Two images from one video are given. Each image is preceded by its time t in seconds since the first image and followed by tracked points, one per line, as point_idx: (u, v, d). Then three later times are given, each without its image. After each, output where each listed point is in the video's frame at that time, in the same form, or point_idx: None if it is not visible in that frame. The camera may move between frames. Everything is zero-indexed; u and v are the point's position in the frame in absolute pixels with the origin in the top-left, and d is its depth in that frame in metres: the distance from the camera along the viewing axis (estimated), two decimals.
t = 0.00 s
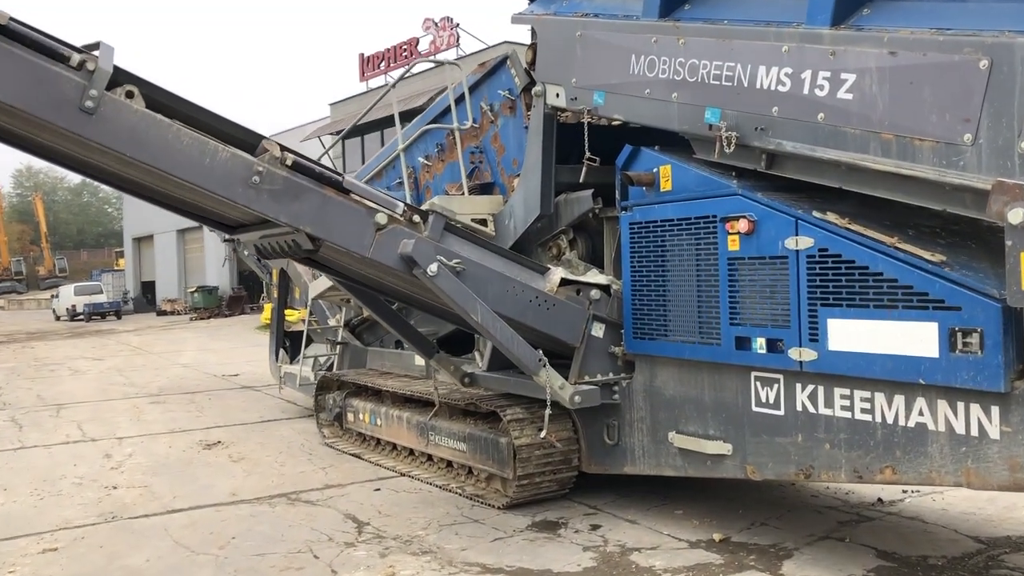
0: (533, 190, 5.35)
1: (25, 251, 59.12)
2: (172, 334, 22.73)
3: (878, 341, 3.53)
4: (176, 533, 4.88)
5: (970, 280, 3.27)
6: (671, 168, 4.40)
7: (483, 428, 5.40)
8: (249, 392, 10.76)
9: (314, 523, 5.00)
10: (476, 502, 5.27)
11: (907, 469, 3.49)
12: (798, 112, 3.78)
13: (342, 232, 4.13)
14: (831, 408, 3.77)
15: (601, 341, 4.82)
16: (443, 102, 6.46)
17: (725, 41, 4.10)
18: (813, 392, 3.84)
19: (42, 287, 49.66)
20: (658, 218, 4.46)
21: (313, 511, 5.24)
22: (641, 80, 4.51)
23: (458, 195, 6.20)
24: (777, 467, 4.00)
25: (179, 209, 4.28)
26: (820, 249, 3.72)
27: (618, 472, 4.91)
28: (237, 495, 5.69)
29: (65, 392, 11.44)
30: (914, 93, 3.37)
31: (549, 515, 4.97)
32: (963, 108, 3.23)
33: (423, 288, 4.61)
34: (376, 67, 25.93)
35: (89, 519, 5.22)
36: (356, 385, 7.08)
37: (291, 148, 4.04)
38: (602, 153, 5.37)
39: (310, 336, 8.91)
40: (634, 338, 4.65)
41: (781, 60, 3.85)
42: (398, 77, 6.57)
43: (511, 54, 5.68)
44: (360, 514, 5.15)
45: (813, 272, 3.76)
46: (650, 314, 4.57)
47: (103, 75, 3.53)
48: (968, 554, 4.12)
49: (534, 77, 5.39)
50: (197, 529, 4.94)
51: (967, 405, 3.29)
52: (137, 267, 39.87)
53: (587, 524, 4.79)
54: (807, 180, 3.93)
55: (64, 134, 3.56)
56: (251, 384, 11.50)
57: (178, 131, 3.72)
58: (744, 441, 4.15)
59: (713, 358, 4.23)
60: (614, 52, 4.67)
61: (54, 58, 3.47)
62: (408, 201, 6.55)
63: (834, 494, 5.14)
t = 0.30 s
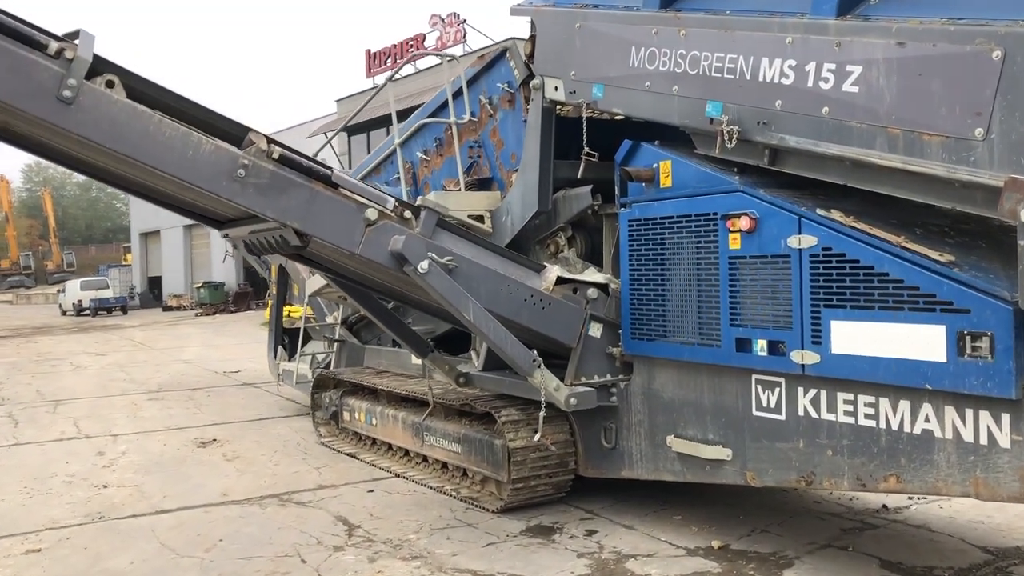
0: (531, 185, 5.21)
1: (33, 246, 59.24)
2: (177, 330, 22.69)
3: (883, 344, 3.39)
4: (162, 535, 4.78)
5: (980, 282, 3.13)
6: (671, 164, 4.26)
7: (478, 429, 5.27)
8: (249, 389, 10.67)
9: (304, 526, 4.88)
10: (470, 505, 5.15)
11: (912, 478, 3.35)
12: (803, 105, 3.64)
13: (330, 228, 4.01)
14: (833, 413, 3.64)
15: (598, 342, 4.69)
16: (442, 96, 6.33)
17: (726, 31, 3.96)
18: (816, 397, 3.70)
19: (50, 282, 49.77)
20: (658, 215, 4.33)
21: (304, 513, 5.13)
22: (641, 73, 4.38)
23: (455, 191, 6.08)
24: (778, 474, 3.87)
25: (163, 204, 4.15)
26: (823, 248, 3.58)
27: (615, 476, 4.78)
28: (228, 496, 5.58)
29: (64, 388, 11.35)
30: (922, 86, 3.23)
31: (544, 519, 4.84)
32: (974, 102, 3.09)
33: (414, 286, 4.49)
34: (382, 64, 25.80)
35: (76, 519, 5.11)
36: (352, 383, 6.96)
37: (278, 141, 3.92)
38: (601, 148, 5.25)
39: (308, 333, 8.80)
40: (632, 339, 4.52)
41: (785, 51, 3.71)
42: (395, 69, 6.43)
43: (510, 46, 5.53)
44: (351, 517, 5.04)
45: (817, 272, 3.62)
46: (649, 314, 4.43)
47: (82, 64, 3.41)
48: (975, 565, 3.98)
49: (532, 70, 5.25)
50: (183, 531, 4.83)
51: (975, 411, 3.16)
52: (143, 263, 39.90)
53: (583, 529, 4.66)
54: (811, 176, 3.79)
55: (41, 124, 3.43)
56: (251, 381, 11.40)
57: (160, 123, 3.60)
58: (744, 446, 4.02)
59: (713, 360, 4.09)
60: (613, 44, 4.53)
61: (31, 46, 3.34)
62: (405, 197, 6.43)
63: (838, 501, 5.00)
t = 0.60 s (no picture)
0: (530, 181, 5.06)
1: (43, 241, 59.44)
2: (183, 325, 22.66)
3: (888, 348, 3.26)
4: (150, 537, 4.68)
5: (990, 283, 3.00)
6: (671, 160, 4.13)
7: (474, 431, 5.16)
8: (250, 386, 10.59)
9: (295, 529, 4.77)
10: (466, 508, 5.03)
11: (918, 487, 3.22)
12: (806, 99, 3.51)
13: (318, 224, 3.90)
14: (837, 419, 3.51)
15: (595, 343, 4.56)
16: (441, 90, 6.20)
17: (728, 22, 3.83)
18: (818, 401, 3.57)
19: (59, 277, 49.91)
20: (657, 213, 4.20)
21: (296, 515, 5.02)
22: (640, 66, 4.25)
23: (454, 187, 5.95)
24: (780, 481, 3.74)
25: (148, 199, 4.05)
26: (827, 247, 3.45)
27: (613, 480, 4.65)
28: (220, 497, 5.48)
29: (65, 384, 11.29)
30: (931, 78, 3.10)
31: (540, 524, 4.73)
32: (984, 95, 2.96)
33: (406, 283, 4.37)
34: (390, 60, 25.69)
35: (64, 520, 5.02)
36: (350, 382, 6.85)
37: (265, 135, 3.81)
38: (601, 144, 5.17)
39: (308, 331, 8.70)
40: (631, 340, 4.39)
41: (789, 43, 3.58)
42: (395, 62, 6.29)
43: (509, 42, 5.36)
44: (344, 520, 4.93)
45: (820, 273, 3.49)
46: (648, 314, 4.30)
47: (60, 54, 3.30)
48: None
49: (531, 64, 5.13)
50: (172, 533, 4.73)
51: (984, 419, 3.02)
52: (152, 258, 39.93)
53: (579, 534, 4.54)
54: (815, 173, 3.66)
55: (18, 116, 3.33)
56: (253, 379, 11.31)
57: (141, 115, 3.49)
58: (744, 451, 3.89)
59: (713, 362, 3.96)
60: (612, 36, 4.40)
61: (7, 35, 3.24)
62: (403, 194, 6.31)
63: (843, 507, 4.87)
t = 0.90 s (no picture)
0: (532, 176, 4.92)
1: (53, 240, 59.66)
2: (190, 324, 22.63)
3: (902, 347, 3.13)
4: (145, 541, 4.59)
5: (1009, 280, 2.87)
6: (676, 153, 4.01)
7: (476, 432, 5.05)
8: (254, 385, 10.51)
9: (292, 532, 4.67)
10: (467, 511, 4.93)
11: (933, 492, 3.10)
12: (816, 89, 3.39)
13: (312, 220, 3.81)
14: (848, 420, 3.38)
15: (599, 342, 4.45)
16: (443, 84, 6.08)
17: (735, 11, 3.70)
18: (828, 402, 3.45)
19: (69, 276, 50.03)
20: (662, 208, 4.07)
21: (294, 518, 4.92)
22: (644, 57, 4.12)
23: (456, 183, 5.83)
24: (788, 484, 3.62)
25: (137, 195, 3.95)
26: (838, 243, 3.32)
27: (617, 483, 4.54)
28: (218, 499, 5.39)
29: (69, 383, 11.24)
30: (946, 66, 2.98)
31: (543, 528, 4.61)
32: (1003, 83, 2.83)
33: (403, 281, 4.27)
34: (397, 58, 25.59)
35: (59, 522, 4.93)
36: (351, 382, 6.75)
37: (257, 128, 3.72)
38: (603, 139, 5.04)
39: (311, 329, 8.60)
40: (635, 339, 4.27)
41: (797, 31, 3.45)
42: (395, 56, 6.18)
43: (511, 33, 5.26)
44: (343, 523, 4.83)
45: (830, 269, 3.36)
46: (653, 313, 4.18)
47: (43, 45, 3.21)
48: None
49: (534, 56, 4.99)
50: (167, 537, 4.64)
51: (1003, 422, 2.90)
52: (160, 257, 39.98)
53: (583, 539, 4.43)
54: (824, 166, 3.54)
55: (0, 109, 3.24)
56: (257, 378, 11.24)
57: (128, 108, 3.40)
58: (752, 453, 3.77)
59: (719, 362, 3.84)
60: (615, 26, 4.28)
61: None
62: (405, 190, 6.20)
63: (854, 510, 4.74)
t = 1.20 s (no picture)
0: (539, 173, 4.79)
1: (63, 243, 59.85)
2: (198, 327, 22.57)
3: (928, 346, 2.98)
4: (143, 549, 4.47)
5: None
6: (688, 146, 3.87)
7: (483, 436, 4.91)
8: (260, 389, 10.40)
9: (295, 540, 4.55)
10: (475, 517, 4.80)
11: (962, 499, 2.95)
12: (836, 78, 3.25)
13: (312, 218, 3.69)
14: (870, 423, 3.24)
15: (610, 342, 4.30)
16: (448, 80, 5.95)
17: None
18: (850, 405, 3.30)
19: (79, 279, 50.12)
20: (674, 203, 3.93)
21: (297, 525, 4.80)
22: (655, 47, 3.99)
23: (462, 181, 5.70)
24: (808, 490, 3.47)
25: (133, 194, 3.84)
26: (859, 238, 3.17)
27: (629, 488, 4.40)
28: (220, 505, 5.27)
29: (75, 387, 11.15)
30: (974, 51, 2.83)
31: (552, 535, 4.48)
32: None
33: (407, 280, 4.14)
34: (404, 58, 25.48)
35: (57, 530, 4.82)
36: (356, 385, 6.63)
37: (254, 123, 3.60)
38: (612, 133, 4.93)
39: (316, 331, 8.49)
40: (647, 340, 4.13)
41: (815, 17, 3.31)
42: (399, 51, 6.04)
43: (517, 26, 5.11)
44: (347, 530, 4.70)
45: (851, 265, 3.21)
46: (665, 313, 4.03)
47: (32, 37, 3.10)
48: None
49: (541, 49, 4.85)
50: (166, 545, 4.52)
51: None
52: (169, 260, 40.00)
53: (594, 546, 4.29)
54: (843, 157, 3.39)
55: None
56: (263, 381, 11.13)
57: (120, 103, 3.28)
58: (770, 458, 3.63)
59: (735, 363, 3.69)
60: (625, 17, 4.14)
61: None
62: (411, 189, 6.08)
63: (874, 515, 4.59)
